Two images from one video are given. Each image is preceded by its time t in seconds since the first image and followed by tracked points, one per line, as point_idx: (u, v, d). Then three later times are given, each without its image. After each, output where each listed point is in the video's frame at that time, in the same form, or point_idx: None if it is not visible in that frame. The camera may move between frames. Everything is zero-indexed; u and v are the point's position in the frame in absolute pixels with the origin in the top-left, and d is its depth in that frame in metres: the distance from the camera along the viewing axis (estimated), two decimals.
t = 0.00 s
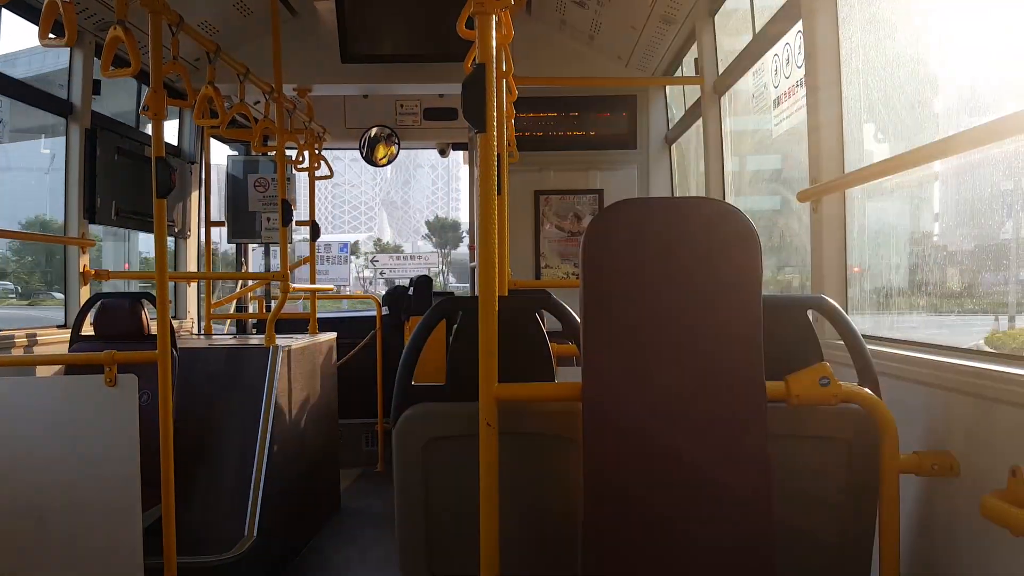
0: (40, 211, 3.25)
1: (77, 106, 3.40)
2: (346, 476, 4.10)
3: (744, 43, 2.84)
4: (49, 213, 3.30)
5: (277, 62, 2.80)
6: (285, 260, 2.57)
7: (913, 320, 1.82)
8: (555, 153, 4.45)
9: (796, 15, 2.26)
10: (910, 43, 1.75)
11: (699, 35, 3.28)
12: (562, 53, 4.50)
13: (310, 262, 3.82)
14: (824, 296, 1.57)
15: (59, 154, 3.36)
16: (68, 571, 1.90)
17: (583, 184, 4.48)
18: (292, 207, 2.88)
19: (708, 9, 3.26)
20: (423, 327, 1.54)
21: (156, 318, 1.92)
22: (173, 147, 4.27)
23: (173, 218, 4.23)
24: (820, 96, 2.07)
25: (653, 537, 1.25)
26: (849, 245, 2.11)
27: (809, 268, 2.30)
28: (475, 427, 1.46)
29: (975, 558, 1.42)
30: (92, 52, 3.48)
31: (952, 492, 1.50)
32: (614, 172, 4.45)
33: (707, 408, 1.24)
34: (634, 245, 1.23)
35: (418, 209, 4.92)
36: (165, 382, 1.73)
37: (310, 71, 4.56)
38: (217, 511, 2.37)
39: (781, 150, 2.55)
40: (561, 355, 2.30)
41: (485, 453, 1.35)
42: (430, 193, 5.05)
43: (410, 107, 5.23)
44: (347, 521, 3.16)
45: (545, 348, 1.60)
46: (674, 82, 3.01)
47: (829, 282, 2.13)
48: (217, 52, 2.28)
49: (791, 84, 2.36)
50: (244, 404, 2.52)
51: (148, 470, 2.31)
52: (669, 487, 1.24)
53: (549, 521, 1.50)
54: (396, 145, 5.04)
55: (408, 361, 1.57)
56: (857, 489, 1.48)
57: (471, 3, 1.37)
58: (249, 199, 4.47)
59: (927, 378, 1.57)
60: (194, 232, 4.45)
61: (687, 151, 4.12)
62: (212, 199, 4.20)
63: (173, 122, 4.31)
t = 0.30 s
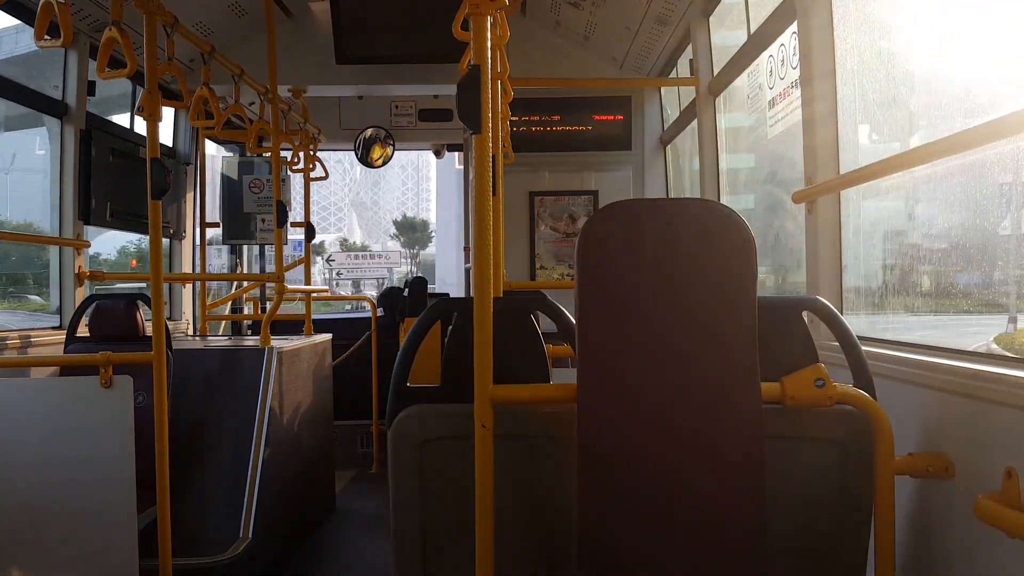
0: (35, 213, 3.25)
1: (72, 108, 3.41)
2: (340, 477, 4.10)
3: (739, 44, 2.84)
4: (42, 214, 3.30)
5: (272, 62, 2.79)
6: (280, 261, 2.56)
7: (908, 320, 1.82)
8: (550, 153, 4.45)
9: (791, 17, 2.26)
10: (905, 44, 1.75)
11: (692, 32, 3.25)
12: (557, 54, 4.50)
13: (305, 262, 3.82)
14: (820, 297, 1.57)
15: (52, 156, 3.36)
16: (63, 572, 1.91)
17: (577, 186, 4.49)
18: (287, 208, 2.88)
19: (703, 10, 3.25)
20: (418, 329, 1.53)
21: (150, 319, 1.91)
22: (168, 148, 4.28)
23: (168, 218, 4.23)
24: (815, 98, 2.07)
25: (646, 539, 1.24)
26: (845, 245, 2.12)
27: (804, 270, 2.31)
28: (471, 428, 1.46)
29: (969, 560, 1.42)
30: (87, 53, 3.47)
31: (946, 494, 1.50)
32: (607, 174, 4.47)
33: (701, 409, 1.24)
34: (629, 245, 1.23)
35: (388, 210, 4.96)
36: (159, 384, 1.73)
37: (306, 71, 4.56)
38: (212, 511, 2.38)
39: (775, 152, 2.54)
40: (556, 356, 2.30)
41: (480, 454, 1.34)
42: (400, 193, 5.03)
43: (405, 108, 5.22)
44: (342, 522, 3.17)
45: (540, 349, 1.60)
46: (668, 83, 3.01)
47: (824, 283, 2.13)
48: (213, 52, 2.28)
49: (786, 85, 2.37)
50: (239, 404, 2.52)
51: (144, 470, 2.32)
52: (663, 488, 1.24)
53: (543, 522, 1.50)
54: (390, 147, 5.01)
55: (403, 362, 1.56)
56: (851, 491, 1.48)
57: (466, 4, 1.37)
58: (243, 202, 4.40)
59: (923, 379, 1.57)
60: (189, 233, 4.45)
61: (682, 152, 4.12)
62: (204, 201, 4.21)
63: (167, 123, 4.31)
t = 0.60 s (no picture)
0: (34, 215, 3.26)
1: (69, 110, 3.41)
2: (338, 478, 4.11)
3: (738, 45, 2.84)
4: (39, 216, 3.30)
5: (269, 64, 2.79)
6: (278, 262, 2.56)
7: (906, 322, 1.82)
8: (548, 154, 4.45)
9: (789, 19, 2.26)
10: (903, 46, 1.75)
11: (692, 39, 3.28)
12: (555, 55, 4.50)
13: (303, 263, 3.82)
14: (818, 299, 1.56)
15: (52, 158, 3.37)
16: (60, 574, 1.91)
17: (576, 188, 4.47)
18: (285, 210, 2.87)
19: (701, 12, 3.25)
20: (415, 331, 1.53)
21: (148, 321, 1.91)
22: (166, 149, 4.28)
23: (166, 220, 4.23)
24: (812, 100, 2.07)
25: (643, 542, 1.24)
26: (842, 246, 2.12)
27: (802, 270, 2.31)
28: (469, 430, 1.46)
29: (967, 562, 1.42)
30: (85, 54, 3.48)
31: (944, 495, 1.50)
32: (606, 175, 4.44)
33: (698, 411, 1.24)
34: (628, 247, 1.23)
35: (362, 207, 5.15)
36: (157, 386, 1.72)
37: (304, 73, 4.56)
38: (210, 513, 2.38)
39: (773, 154, 2.55)
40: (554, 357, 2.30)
41: (478, 456, 1.35)
42: (374, 191, 5.25)
43: (402, 111, 5.22)
44: (340, 522, 3.17)
45: (538, 350, 1.60)
46: (666, 85, 3.02)
47: (822, 284, 2.14)
48: (210, 54, 2.27)
49: (783, 87, 2.37)
50: (237, 406, 2.52)
51: (141, 471, 2.32)
52: (661, 490, 1.24)
53: (541, 524, 1.50)
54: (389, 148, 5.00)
55: (401, 364, 1.57)
56: (848, 492, 1.48)
57: (464, 6, 1.37)
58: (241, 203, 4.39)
59: (920, 380, 1.58)
60: (188, 234, 4.45)
61: (680, 153, 4.12)
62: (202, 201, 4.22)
63: (165, 124, 4.32)
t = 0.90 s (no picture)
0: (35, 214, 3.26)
1: (70, 108, 3.42)
2: (338, 476, 4.10)
3: (737, 41, 2.84)
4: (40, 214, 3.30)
5: (269, 63, 2.79)
6: (277, 260, 2.56)
7: (907, 319, 1.82)
8: (548, 153, 4.45)
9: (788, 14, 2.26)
10: (903, 43, 1.75)
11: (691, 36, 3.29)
12: (554, 54, 4.50)
13: (302, 263, 3.82)
14: (818, 296, 1.56)
15: (53, 156, 3.37)
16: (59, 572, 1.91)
17: (575, 186, 4.47)
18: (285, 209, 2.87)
19: (701, 9, 3.25)
20: (415, 328, 1.53)
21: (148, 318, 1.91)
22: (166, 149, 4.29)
23: (167, 217, 4.25)
24: (812, 98, 2.08)
25: (643, 538, 1.24)
26: (842, 244, 2.12)
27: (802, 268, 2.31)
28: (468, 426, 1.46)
29: (968, 559, 1.41)
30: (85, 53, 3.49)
31: (945, 493, 1.50)
32: (605, 173, 4.45)
33: (698, 407, 1.23)
34: (627, 242, 1.23)
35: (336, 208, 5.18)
36: (156, 382, 1.72)
37: (305, 73, 4.57)
38: (209, 512, 2.37)
39: (773, 150, 2.55)
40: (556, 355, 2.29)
41: (478, 452, 1.34)
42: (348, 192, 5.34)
43: (403, 109, 5.23)
44: (340, 521, 3.16)
45: (538, 348, 1.60)
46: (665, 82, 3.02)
47: (822, 282, 2.14)
48: (210, 52, 2.27)
49: (783, 83, 2.37)
50: (237, 405, 2.52)
51: (140, 470, 2.32)
52: (660, 487, 1.24)
53: (540, 521, 1.50)
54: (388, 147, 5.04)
55: (400, 361, 1.56)
56: (848, 490, 1.47)
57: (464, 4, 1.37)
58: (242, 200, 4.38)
59: (920, 378, 1.57)
60: (188, 232, 4.47)
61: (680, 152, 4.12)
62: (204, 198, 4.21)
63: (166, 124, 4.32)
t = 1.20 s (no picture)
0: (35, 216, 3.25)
1: (69, 111, 3.41)
2: (339, 480, 4.10)
3: (738, 46, 2.83)
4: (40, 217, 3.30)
5: (270, 65, 2.78)
6: (278, 264, 2.56)
7: (906, 322, 1.82)
8: (548, 156, 4.45)
9: (789, 20, 2.26)
10: (903, 47, 1.75)
11: (692, 40, 3.28)
12: (554, 56, 4.50)
13: (302, 265, 3.82)
14: (818, 300, 1.56)
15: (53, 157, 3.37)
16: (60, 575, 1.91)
17: (575, 189, 4.47)
18: (285, 212, 2.87)
19: (701, 13, 3.25)
20: (415, 332, 1.53)
21: (148, 322, 1.91)
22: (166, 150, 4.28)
23: (166, 220, 4.24)
24: (812, 102, 2.08)
25: (644, 545, 1.24)
26: (843, 247, 2.12)
27: (802, 271, 2.31)
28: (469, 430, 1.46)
29: (968, 564, 1.41)
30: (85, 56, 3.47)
31: (945, 497, 1.50)
32: (605, 176, 4.45)
33: (698, 411, 1.23)
34: (627, 246, 1.23)
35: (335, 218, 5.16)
36: (156, 388, 1.72)
37: (305, 74, 4.56)
38: (209, 515, 2.37)
39: (773, 155, 2.55)
40: (555, 360, 2.29)
41: (478, 457, 1.34)
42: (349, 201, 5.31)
43: (403, 111, 5.23)
44: (341, 524, 3.17)
45: (538, 352, 1.60)
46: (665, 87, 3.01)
47: (822, 286, 2.14)
48: (210, 55, 2.26)
49: (784, 88, 2.37)
50: (238, 407, 2.53)
51: (141, 472, 2.32)
52: (660, 492, 1.24)
53: (541, 525, 1.50)
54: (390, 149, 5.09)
55: (401, 364, 1.56)
56: (848, 495, 1.48)
57: (464, 7, 1.37)
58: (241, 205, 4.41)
59: (919, 381, 1.57)
60: (188, 235, 4.46)
61: (681, 155, 4.12)
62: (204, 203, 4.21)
63: (165, 125, 4.32)
